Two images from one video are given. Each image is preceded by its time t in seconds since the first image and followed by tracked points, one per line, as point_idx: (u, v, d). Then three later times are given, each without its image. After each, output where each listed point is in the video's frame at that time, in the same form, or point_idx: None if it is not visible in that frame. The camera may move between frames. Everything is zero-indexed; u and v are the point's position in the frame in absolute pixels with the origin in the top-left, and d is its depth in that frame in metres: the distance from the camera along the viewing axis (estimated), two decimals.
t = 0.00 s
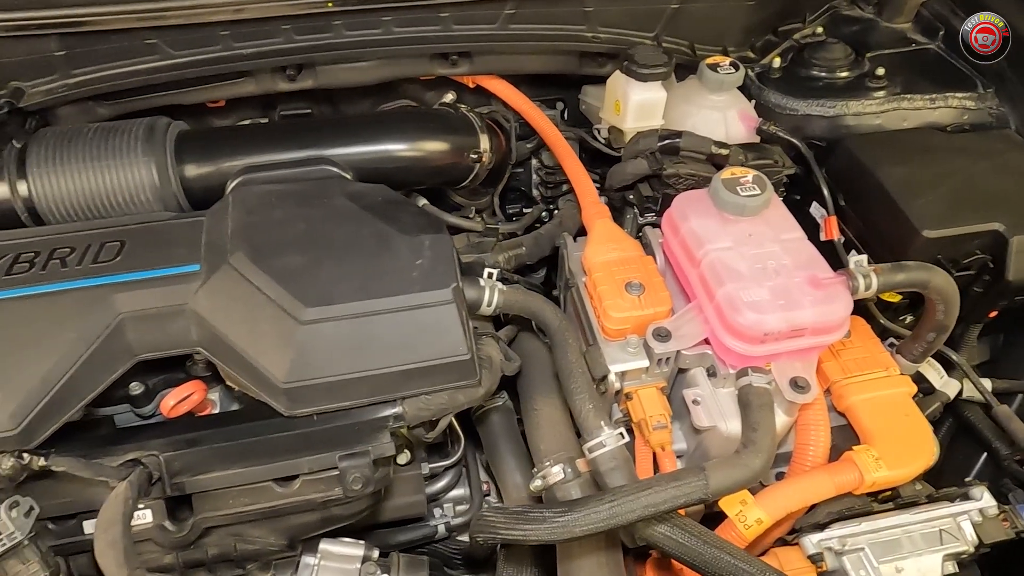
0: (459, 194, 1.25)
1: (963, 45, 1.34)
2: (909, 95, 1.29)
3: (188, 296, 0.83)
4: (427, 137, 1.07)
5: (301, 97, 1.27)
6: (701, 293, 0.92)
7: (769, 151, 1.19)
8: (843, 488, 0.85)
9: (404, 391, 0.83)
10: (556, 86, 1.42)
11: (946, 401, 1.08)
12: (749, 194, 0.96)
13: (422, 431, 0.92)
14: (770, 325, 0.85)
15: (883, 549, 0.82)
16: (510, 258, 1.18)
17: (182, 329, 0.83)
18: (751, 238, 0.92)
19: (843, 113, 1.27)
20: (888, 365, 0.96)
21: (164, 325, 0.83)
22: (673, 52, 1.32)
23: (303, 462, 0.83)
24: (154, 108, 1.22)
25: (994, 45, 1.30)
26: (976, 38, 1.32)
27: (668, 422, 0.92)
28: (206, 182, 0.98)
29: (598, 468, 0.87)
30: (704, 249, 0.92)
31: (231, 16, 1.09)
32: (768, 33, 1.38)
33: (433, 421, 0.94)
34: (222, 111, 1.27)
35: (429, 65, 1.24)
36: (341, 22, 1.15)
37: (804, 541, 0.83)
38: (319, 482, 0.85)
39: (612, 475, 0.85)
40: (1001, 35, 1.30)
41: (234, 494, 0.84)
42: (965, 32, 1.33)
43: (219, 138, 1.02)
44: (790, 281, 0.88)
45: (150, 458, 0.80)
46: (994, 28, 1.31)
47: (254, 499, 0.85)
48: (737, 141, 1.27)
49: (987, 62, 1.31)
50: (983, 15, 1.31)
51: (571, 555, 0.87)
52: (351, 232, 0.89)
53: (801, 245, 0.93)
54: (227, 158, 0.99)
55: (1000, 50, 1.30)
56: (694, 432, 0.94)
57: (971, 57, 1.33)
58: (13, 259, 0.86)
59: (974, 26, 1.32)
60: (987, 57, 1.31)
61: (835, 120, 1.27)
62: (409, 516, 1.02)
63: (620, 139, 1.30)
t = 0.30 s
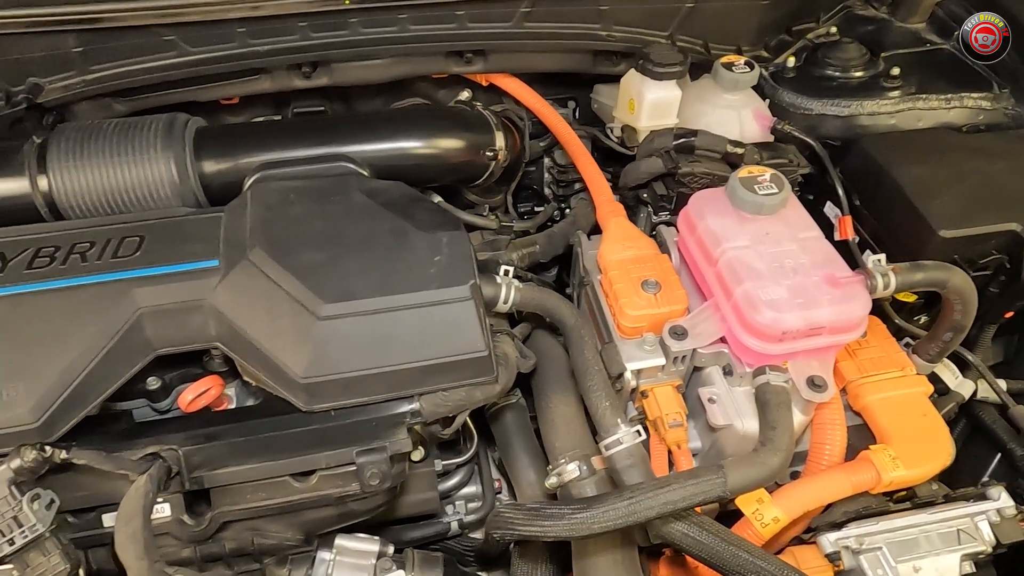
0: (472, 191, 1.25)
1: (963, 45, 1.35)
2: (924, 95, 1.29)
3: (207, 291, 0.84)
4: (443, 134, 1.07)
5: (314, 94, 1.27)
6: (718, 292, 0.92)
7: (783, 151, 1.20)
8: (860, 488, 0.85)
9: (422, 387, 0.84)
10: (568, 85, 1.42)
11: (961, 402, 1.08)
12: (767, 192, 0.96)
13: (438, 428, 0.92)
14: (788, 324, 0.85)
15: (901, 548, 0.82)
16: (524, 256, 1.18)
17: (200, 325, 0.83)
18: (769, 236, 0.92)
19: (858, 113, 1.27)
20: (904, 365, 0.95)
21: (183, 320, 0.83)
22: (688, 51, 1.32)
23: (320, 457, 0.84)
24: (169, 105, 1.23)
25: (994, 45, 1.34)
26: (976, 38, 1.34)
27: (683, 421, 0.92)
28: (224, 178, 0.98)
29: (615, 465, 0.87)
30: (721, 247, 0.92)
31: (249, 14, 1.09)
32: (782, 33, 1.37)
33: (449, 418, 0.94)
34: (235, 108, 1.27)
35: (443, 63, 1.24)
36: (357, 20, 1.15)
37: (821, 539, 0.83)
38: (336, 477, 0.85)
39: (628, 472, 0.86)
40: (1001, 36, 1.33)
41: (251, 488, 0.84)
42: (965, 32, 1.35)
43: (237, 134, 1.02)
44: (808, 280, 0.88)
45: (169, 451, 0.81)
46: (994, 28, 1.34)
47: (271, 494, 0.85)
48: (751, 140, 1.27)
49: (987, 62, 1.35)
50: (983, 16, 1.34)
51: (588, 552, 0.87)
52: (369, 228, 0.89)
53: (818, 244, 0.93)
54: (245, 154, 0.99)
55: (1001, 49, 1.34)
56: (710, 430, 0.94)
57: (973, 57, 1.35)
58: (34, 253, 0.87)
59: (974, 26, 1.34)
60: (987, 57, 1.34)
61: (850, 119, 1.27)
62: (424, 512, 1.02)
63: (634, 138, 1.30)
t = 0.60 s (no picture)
0: (484, 189, 1.25)
1: (964, 45, 1.35)
2: (937, 95, 1.28)
3: (224, 286, 0.84)
4: (456, 132, 1.07)
5: (326, 92, 1.27)
6: (733, 290, 0.92)
7: (796, 150, 1.21)
8: (875, 487, 0.85)
9: (437, 383, 0.84)
10: (579, 83, 1.42)
11: (974, 402, 1.07)
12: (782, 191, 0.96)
13: (452, 425, 0.92)
14: (804, 322, 0.85)
15: (916, 548, 0.82)
16: (536, 254, 1.19)
17: (216, 320, 0.84)
18: (784, 235, 0.92)
19: (870, 113, 1.27)
20: (918, 364, 0.95)
21: (199, 315, 0.83)
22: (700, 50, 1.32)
23: (335, 453, 0.84)
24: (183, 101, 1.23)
25: (994, 45, 1.34)
26: (976, 38, 1.34)
27: (697, 419, 0.92)
28: (239, 174, 0.99)
29: (630, 463, 0.87)
30: (736, 246, 0.92)
31: (263, 11, 1.09)
32: (794, 32, 1.36)
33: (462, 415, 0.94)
34: (247, 105, 1.28)
35: (456, 60, 1.24)
36: (371, 17, 1.15)
37: (836, 538, 0.84)
38: (351, 472, 0.85)
39: (643, 470, 0.86)
40: (1000, 36, 1.34)
41: (266, 483, 0.85)
42: (965, 32, 1.35)
43: (252, 130, 1.02)
44: (824, 279, 0.88)
45: (186, 445, 0.81)
46: (994, 28, 1.34)
47: (286, 489, 0.85)
48: (764, 139, 1.27)
49: (987, 61, 1.34)
50: (983, 16, 1.34)
51: (602, 549, 0.87)
52: (385, 225, 0.90)
53: (834, 243, 0.93)
54: (260, 150, 1.00)
55: (1001, 49, 1.34)
56: (723, 428, 0.94)
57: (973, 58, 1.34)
58: (51, 248, 0.87)
59: (974, 27, 1.34)
60: (986, 57, 1.34)
61: (863, 119, 1.27)
62: (436, 509, 1.02)
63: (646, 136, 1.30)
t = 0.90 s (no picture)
0: (495, 188, 1.25)
1: (965, 45, 1.36)
2: (949, 97, 1.28)
3: (240, 284, 0.84)
4: (469, 131, 1.07)
5: (337, 91, 1.28)
6: (747, 290, 0.92)
7: (808, 151, 1.21)
8: (888, 487, 0.86)
9: (451, 381, 0.84)
10: (589, 84, 1.42)
11: (986, 404, 1.07)
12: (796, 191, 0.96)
13: (465, 423, 0.93)
14: (819, 323, 0.85)
15: (930, 548, 0.82)
16: (548, 253, 1.19)
17: (233, 316, 0.84)
18: (798, 235, 0.92)
19: (882, 114, 1.27)
20: (931, 365, 0.95)
21: (216, 312, 0.84)
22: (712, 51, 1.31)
23: (350, 450, 0.84)
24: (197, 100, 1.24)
25: (994, 46, 1.35)
26: (976, 38, 1.35)
27: (709, 419, 0.92)
28: (255, 173, 0.99)
29: (643, 462, 0.87)
30: (750, 246, 0.92)
31: (279, 10, 1.10)
32: (805, 34, 1.36)
33: (475, 414, 0.95)
34: (259, 105, 1.28)
35: (469, 60, 1.25)
36: (386, 17, 1.15)
37: (849, 538, 0.85)
38: (365, 469, 0.86)
39: (657, 469, 0.86)
40: (1000, 37, 1.35)
41: (281, 480, 0.85)
42: (966, 32, 1.36)
43: (267, 129, 1.03)
44: (839, 279, 0.88)
45: (202, 441, 0.81)
46: (994, 28, 1.36)
47: (301, 485, 0.85)
48: (775, 140, 1.27)
49: (990, 61, 1.35)
50: (983, 16, 1.36)
51: (615, 547, 0.88)
52: (400, 223, 0.90)
53: (849, 244, 0.93)
54: (276, 149, 1.00)
55: (1000, 49, 1.35)
56: (735, 428, 0.94)
57: (973, 57, 1.35)
58: (69, 245, 0.88)
59: (974, 27, 1.36)
60: (985, 57, 1.35)
61: (874, 121, 1.27)
62: (448, 506, 1.02)
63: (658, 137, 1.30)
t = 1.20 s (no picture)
0: (508, 187, 1.25)
1: (965, 45, 1.36)
2: (963, 98, 1.28)
3: (258, 281, 0.85)
4: (484, 130, 1.08)
5: (350, 90, 1.28)
6: (762, 290, 0.92)
7: (821, 152, 1.22)
8: (904, 488, 0.86)
9: (466, 379, 0.84)
10: (600, 84, 1.42)
11: (999, 405, 1.07)
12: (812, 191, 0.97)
13: (480, 421, 0.92)
14: (835, 323, 0.85)
15: (945, 549, 0.82)
16: (561, 253, 1.19)
17: (250, 313, 0.85)
18: (814, 236, 0.93)
19: (896, 116, 1.27)
20: (946, 366, 0.95)
21: (234, 309, 0.85)
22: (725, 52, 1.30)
23: (366, 447, 0.85)
24: (211, 98, 1.24)
25: (994, 45, 1.36)
26: (977, 38, 1.36)
27: (724, 418, 0.92)
28: (272, 171, 1.00)
29: (659, 461, 0.88)
30: (766, 246, 0.92)
31: (295, 9, 1.10)
32: (818, 35, 1.35)
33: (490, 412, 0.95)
34: (271, 103, 1.28)
35: (482, 59, 1.25)
36: (400, 16, 1.15)
37: (865, 539, 0.84)
38: (381, 466, 0.86)
39: (672, 469, 0.87)
40: (1000, 36, 1.36)
41: (298, 476, 0.85)
42: (966, 31, 1.36)
43: (283, 127, 1.03)
44: (855, 280, 0.89)
45: (220, 437, 0.82)
46: (994, 28, 1.36)
47: (316, 482, 0.86)
48: (788, 140, 1.27)
49: (991, 60, 1.36)
50: (983, 16, 1.35)
51: (629, 545, 0.88)
52: (417, 222, 0.90)
53: (864, 245, 0.93)
54: (292, 147, 1.01)
55: (999, 50, 1.36)
56: (749, 428, 0.94)
57: (975, 57, 1.35)
58: (88, 241, 0.88)
59: (975, 27, 1.35)
60: (986, 57, 1.36)
61: (887, 122, 1.27)
62: (462, 504, 1.03)
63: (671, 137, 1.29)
